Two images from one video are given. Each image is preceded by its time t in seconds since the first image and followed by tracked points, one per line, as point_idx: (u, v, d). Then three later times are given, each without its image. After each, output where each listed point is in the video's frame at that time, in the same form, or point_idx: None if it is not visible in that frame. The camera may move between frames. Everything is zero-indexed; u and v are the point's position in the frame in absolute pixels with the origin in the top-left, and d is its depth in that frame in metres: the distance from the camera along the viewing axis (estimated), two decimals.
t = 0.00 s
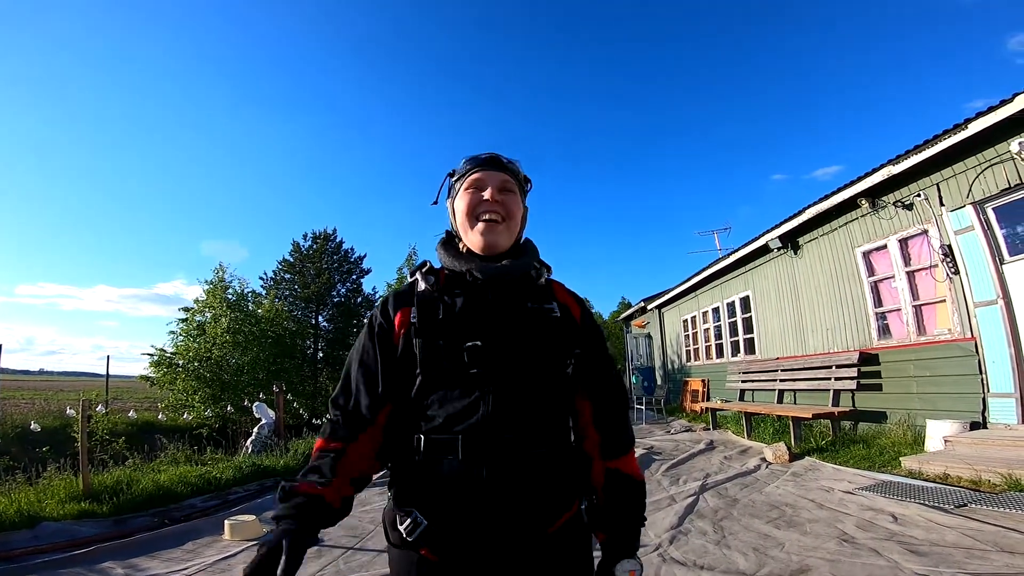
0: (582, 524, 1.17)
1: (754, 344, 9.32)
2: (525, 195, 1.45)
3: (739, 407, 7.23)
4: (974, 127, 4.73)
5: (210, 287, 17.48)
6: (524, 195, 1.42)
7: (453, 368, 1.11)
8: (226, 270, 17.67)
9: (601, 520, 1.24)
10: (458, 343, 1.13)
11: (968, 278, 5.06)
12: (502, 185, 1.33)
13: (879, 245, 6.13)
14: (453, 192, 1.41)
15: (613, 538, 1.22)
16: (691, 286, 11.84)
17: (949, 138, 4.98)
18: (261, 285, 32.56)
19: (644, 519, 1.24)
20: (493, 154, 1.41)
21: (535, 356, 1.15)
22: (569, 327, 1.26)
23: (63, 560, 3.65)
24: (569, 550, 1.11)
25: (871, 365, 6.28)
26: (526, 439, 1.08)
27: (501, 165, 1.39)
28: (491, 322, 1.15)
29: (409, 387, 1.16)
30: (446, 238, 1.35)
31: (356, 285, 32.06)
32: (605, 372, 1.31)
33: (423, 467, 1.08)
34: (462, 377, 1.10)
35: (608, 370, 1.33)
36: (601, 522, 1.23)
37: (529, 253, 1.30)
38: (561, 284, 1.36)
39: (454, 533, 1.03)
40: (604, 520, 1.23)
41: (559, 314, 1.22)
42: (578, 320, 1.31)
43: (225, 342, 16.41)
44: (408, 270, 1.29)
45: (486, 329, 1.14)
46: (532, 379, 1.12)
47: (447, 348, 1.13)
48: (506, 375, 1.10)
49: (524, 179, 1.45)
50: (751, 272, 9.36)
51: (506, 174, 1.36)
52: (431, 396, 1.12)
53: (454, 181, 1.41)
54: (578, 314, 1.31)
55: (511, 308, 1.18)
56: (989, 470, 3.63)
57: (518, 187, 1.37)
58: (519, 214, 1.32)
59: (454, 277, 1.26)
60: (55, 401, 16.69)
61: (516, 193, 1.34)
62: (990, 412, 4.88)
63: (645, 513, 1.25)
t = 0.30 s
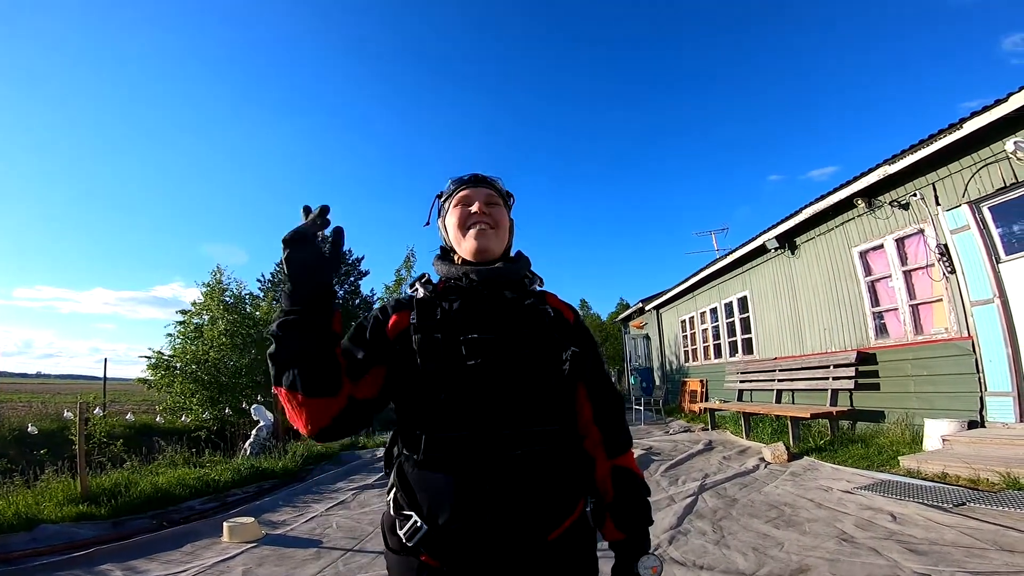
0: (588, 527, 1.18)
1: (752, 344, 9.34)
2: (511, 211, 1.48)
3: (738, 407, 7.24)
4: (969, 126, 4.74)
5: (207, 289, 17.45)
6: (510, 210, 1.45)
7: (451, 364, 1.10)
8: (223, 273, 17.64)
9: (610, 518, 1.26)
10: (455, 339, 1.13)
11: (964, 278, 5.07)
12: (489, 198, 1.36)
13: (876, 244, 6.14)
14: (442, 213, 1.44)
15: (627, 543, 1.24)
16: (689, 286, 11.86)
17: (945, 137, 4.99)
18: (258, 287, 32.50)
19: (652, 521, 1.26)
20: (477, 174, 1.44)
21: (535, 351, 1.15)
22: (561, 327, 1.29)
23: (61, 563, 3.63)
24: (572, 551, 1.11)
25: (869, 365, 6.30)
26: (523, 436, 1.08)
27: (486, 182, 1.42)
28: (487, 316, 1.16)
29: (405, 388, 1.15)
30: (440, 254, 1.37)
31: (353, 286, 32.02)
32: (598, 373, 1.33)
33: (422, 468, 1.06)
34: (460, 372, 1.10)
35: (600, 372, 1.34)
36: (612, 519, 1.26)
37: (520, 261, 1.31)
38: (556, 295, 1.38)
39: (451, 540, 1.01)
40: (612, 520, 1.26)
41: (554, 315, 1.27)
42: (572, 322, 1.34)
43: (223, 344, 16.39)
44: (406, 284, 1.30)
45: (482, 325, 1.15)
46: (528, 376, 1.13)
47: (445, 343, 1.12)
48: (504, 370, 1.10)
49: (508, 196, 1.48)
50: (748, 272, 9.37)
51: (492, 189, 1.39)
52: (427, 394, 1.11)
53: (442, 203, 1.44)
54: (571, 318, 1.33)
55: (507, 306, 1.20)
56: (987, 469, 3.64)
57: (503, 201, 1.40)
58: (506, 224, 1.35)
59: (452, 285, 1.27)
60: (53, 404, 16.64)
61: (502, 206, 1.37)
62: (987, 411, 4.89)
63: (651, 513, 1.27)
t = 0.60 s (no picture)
0: (589, 536, 1.18)
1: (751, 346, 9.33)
2: (518, 217, 1.48)
3: (738, 410, 7.23)
4: (966, 128, 4.76)
5: (206, 293, 17.45)
6: (516, 217, 1.45)
7: (453, 371, 1.11)
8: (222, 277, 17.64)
9: (610, 526, 1.25)
10: (457, 346, 1.14)
11: (963, 279, 5.08)
12: (495, 209, 1.36)
13: (875, 246, 6.15)
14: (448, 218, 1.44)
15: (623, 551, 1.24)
16: (688, 288, 11.87)
17: (942, 140, 5.01)
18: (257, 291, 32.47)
19: (644, 527, 1.28)
20: (485, 180, 1.43)
21: (537, 358, 1.15)
22: (564, 336, 1.29)
23: (60, 568, 3.61)
24: (573, 560, 1.10)
25: (868, 366, 6.30)
26: (524, 443, 1.08)
27: (494, 189, 1.42)
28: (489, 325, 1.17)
29: (406, 396, 1.16)
30: (444, 261, 1.38)
31: (353, 290, 31.99)
32: (598, 382, 1.33)
33: (423, 475, 1.06)
34: (461, 379, 1.10)
35: (599, 381, 1.34)
36: (611, 528, 1.25)
37: (524, 271, 1.32)
38: (559, 305, 1.38)
39: (451, 546, 1.01)
40: (612, 527, 1.25)
41: (555, 324, 1.28)
42: (575, 332, 1.34)
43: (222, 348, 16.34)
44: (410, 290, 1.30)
45: (484, 333, 1.16)
46: (530, 383, 1.12)
47: (447, 350, 1.13)
48: (506, 377, 1.10)
49: (515, 201, 1.48)
50: (747, 274, 9.39)
51: (499, 199, 1.39)
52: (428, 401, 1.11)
53: (450, 208, 1.44)
54: (573, 328, 1.34)
55: (509, 314, 1.21)
56: (988, 471, 3.64)
57: (510, 211, 1.40)
58: (512, 236, 1.35)
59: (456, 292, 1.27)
60: (52, 408, 16.60)
61: (509, 217, 1.37)
62: (988, 413, 4.89)
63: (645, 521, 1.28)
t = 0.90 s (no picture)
0: (589, 540, 1.17)
1: (751, 349, 9.33)
2: (519, 215, 1.48)
3: (738, 412, 7.22)
4: (964, 130, 4.78)
5: (206, 298, 17.46)
6: (517, 215, 1.45)
7: (457, 376, 1.11)
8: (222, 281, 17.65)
9: (608, 529, 1.24)
10: (460, 351, 1.14)
11: (962, 281, 5.09)
12: (496, 207, 1.36)
13: (874, 249, 6.16)
14: (449, 215, 1.44)
15: (619, 552, 1.22)
16: (688, 292, 11.87)
17: (940, 142, 5.03)
18: (257, 295, 32.46)
19: (641, 531, 1.24)
20: (486, 176, 1.44)
21: (540, 364, 1.16)
22: (566, 339, 1.30)
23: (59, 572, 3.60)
24: (573, 565, 1.10)
25: (869, 369, 6.30)
26: (527, 448, 1.08)
27: (494, 187, 1.42)
28: (492, 331, 1.17)
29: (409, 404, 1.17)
30: (445, 260, 1.38)
31: (353, 294, 32.00)
32: (598, 386, 1.33)
33: (425, 481, 1.07)
34: (464, 385, 1.10)
35: (600, 386, 1.34)
36: (608, 531, 1.24)
37: (526, 271, 1.32)
38: (561, 307, 1.38)
39: (453, 553, 1.01)
40: (610, 531, 1.24)
41: (558, 328, 1.27)
42: (577, 335, 1.34)
43: (221, 352, 16.33)
44: (409, 290, 1.30)
45: (487, 338, 1.16)
46: (532, 388, 1.12)
47: (449, 356, 1.13)
48: (508, 383, 1.10)
49: (516, 198, 1.48)
50: (747, 278, 9.39)
51: (501, 198, 1.39)
52: (432, 407, 1.12)
53: (450, 206, 1.44)
54: (575, 332, 1.34)
55: (511, 317, 1.20)
56: (990, 472, 3.63)
57: (511, 209, 1.40)
58: (514, 235, 1.36)
59: (457, 293, 1.27)
60: (52, 412, 16.56)
61: (511, 215, 1.37)
62: (988, 414, 4.88)
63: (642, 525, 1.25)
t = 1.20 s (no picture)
0: (590, 542, 1.17)
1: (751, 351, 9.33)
2: (515, 213, 1.48)
3: (739, 414, 7.21)
4: (964, 131, 4.78)
5: (206, 300, 17.46)
6: (513, 214, 1.45)
7: (454, 378, 1.11)
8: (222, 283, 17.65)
9: (608, 532, 1.24)
10: (457, 353, 1.14)
11: (962, 282, 5.09)
12: (489, 208, 1.36)
13: (874, 250, 6.16)
14: (443, 217, 1.45)
15: (618, 554, 1.22)
16: (688, 294, 11.87)
17: (940, 143, 5.03)
18: (257, 298, 32.45)
19: (644, 532, 1.23)
20: (478, 177, 1.44)
21: (539, 365, 1.15)
22: (566, 341, 1.29)
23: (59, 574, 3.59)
24: (574, 566, 1.10)
25: (869, 370, 6.29)
26: (525, 451, 1.07)
27: (487, 187, 1.42)
28: (488, 333, 1.17)
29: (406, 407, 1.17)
30: (442, 263, 1.39)
31: (353, 296, 32.00)
32: (599, 388, 1.33)
33: (423, 484, 1.07)
34: (460, 388, 1.10)
35: (601, 386, 1.34)
36: (609, 533, 1.24)
37: (523, 271, 1.32)
38: (561, 308, 1.38)
39: (450, 555, 1.01)
40: (611, 533, 1.24)
41: (556, 329, 1.27)
42: (577, 336, 1.34)
43: (221, 354, 16.32)
44: (406, 293, 1.31)
45: (485, 340, 1.16)
46: (531, 391, 1.12)
47: (445, 358, 1.14)
48: (505, 385, 1.10)
49: (511, 197, 1.48)
50: (747, 279, 9.39)
51: (495, 198, 1.39)
52: (429, 409, 1.12)
53: (444, 208, 1.45)
54: (575, 332, 1.33)
55: (508, 319, 1.20)
56: (991, 473, 3.62)
57: (506, 209, 1.40)
58: (509, 235, 1.36)
59: (454, 295, 1.28)
60: (52, 414, 16.55)
61: (505, 215, 1.37)
62: (989, 415, 4.88)
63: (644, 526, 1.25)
